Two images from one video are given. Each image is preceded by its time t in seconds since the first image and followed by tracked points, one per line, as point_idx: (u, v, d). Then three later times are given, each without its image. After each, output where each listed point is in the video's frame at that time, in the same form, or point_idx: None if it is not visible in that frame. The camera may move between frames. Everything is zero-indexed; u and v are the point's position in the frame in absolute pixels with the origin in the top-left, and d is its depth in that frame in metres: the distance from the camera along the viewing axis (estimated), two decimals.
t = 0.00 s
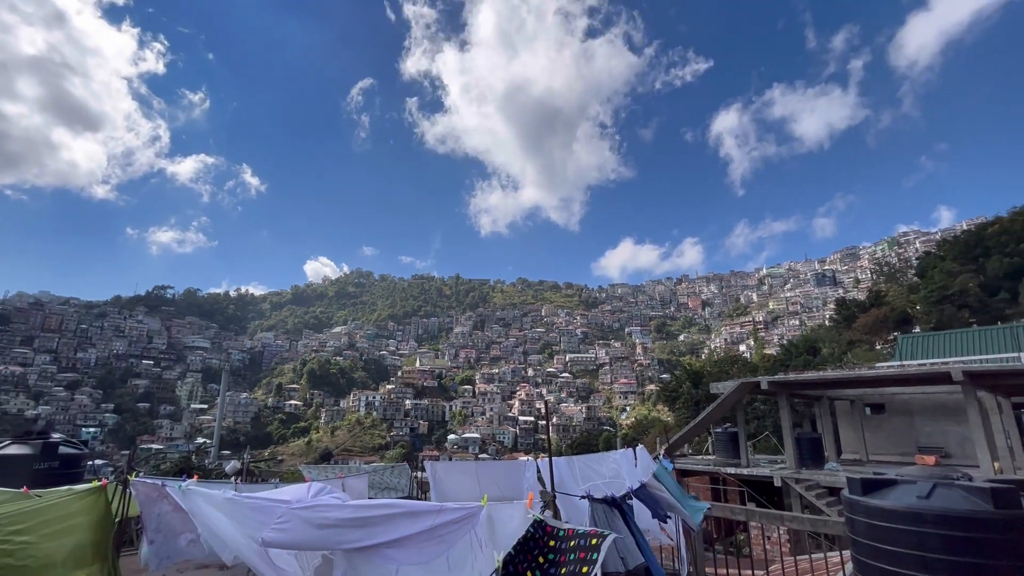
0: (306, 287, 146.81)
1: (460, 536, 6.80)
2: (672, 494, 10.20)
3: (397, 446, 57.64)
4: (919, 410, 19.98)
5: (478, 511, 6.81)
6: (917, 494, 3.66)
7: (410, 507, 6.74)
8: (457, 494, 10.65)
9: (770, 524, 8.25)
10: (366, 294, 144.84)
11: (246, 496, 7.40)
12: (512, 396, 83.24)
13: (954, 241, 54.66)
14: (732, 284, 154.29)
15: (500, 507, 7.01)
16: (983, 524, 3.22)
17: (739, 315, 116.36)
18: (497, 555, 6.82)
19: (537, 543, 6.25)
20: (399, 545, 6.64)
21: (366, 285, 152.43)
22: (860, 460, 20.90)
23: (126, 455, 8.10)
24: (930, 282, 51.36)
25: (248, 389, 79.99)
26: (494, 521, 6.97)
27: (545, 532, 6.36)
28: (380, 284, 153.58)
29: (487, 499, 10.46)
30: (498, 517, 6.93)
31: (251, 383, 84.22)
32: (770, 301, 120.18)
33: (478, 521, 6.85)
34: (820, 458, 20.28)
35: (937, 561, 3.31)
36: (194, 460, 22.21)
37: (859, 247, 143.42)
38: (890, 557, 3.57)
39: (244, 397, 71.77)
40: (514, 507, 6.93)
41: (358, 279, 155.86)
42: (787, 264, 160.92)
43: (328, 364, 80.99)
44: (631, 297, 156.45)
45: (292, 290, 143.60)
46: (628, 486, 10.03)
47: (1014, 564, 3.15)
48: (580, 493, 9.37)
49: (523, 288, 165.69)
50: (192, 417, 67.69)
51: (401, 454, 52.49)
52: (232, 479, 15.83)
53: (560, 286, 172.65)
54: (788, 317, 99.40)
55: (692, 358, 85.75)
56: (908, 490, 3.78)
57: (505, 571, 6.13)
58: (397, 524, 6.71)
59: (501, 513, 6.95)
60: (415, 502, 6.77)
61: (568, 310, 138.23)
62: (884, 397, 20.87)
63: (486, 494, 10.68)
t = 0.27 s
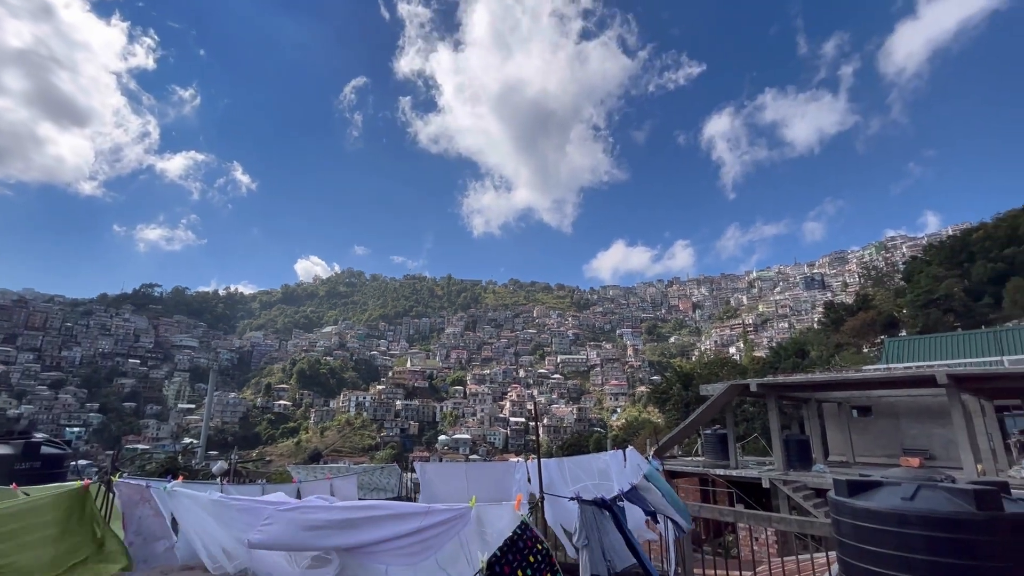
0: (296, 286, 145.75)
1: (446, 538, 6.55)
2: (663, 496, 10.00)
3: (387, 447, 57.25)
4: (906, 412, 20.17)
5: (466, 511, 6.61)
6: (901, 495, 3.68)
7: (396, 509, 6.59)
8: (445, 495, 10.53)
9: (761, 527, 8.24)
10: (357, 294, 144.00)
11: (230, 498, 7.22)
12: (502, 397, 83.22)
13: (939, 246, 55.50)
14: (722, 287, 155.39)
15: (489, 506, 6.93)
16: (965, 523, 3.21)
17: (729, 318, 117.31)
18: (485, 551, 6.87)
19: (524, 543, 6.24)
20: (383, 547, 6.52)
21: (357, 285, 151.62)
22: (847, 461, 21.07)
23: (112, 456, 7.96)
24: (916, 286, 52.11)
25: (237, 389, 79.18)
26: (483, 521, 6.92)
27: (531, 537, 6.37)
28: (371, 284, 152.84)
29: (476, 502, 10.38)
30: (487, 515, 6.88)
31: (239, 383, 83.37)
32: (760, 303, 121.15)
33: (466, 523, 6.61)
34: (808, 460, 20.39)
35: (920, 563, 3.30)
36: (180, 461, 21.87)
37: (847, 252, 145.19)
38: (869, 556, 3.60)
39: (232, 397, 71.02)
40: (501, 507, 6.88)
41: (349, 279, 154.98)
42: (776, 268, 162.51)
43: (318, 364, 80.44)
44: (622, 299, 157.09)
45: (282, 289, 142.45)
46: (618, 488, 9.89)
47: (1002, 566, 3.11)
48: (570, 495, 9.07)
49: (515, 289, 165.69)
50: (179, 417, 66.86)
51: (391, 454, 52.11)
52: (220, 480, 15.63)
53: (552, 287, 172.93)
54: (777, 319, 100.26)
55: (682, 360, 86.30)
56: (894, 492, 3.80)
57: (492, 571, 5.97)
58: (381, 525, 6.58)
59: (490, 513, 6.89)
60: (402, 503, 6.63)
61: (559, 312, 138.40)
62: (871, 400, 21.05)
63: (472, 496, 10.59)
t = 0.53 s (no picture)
0: (282, 285, 144.10)
1: (429, 539, 6.87)
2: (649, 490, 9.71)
3: (373, 448, 56.82)
4: (886, 416, 20.45)
5: (449, 514, 6.97)
6: (880, 497, 3.60)
7: (382, 509, 6.75)
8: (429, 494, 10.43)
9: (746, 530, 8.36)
10: (344, 293, 142.82)
11: (211, 498, 7.06)
12: (489, 399, 83.04)
13: (920, 253, 56.55)
14: (709, 291, 156.82)
15: (473, 509, 7.49)
16: (941, 527, 3.15)
17: (715, 322, 118.40)
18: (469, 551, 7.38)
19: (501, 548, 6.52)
20: (365, 546, 6.55)
21: (344, 284, 150.37)
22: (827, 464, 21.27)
23: (89, 456, 7.78)
24: (898, 293, 53.02)
25: (220, 389, 78.00)
26: (466, 523, 7.47)
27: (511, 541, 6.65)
28: (359, 284, 151.70)
29: (458, 503, 10.33)
30: (471, 518, 7.42)
31: (222, 382, 82.17)
32: (746, 307, 122.39)
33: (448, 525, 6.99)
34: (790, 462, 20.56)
35: (898, 565, 3.22)
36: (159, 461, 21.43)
37: (831, 258, 147.39)
38: (846, 559, 3.51)
39: (215, 396, 69.95)
40: (485, 509, 7.47)
41: (336, 278, 153.64)
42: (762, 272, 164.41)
43: (303, 364, 79.59)
44: (610, 301, 157.78)
45: (268, 288, 140.72)
46: (600, 487, 10.50)
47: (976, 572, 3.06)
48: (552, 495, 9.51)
49: (504, 290, 165.58)
50: (160, 417, 65.70)
51: (377, 455, 51.64)
52: (200, 481, 15.33)
53: (541, 289, 173.11)
54: (762, 324, 101.33)
55: (669, 363, 86.88)
56: (873, 495, 3.71)
57: (475, 573, 6.22)
58: (365, 524, 6.65)
59: (473, 516, 7.44)
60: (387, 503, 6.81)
61: (548, 314, 138.58)
62: (852, 403, 21.30)
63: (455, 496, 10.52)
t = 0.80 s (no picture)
0: (263, 283, 141.63)
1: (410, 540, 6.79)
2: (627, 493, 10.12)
3: (353, 449, 56.05)
4: (860, 421, 20.80)
5: (429, 516, 6.86)
6: (853, 501, 3.65)
7: (360, 512, 6.59)
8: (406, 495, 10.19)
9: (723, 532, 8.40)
10: (326, 293, 141.06)
11: (186, 499, 6.79)
12: (471, 401, 82.71)
13: (895, 263, 58.00)
14: (690, 296, 158.69)
15: (453, 510, 7.76)
16: (912, 531, 3.19)
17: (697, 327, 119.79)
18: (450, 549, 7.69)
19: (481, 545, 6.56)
20: (345, 548, 6.49)
21: (326, 284, 148.46)
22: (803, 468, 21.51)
23: (56, 455, 7.43)
24: (873, 301, 54.26)
25: (196, 388, 76.23)
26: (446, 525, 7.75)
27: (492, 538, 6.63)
28: (341, 283, 149.92)
29: (437, 505, 10.09)
30: (451, 520, 7.69)
31: (199, 381, 80.36)
32: (726, 313, 124.06)
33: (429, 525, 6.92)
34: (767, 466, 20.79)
35: (871, 568, 3.25)
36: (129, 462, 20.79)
37: (809, 265, 150.40)
38: (818, 561, 3.55)
39: (191, 396, 68.32)
40: (466, 511, 7.77)
41: (318, 277, 151.57)
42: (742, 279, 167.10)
43: (283, 363, 78.31)
44: (594, 305, 158.57)
45: (247, 286, 138.17)
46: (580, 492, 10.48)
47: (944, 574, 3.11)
48: (532, 500, 9.68)
49: (488, 292, 165.29)
50: (133, 416, 63.94)
51: (357, 457, 50.96)
52: (171, 482, 14.91)
53: (525, 292, 173.27)
54: (742, 329, 102.79)
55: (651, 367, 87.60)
56: (845, 500, 3.77)
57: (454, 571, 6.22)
58: (343, 527, 6.54)
59: (454, 517, 7.75)
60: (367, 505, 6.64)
61: (531, 316, 138.70)
62: (827, 408, 21.61)
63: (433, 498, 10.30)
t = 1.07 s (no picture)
0: (237, 280, 138.73)
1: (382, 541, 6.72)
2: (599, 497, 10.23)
3: (327, 451, 55.12)
4: (829, 427, 21.29)
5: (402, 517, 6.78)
6: (818, 506, 3.82)
7: (332, 513, 6.48)
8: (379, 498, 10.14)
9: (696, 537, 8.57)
10: (303, 292, 138.80)
11: (150, 500, 6.63)
12: (449, 404, 82.28)
13: (864, 274, 59.73)
14: (668, 303, 160.84)
15: (427, 511, 7.74)
16: (869, 535, 3.33)
17: (674, 333, 121.39)
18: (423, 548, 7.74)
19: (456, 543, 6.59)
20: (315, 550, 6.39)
21: (303, 282, 146.17)
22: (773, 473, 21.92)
23: (11, 456, 7.15)
24: (843, 311, 55.78)
25: (164, 387, 74.12)
26: (420, 524, 7.71)
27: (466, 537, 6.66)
28: (318, 282, 147.78)
29: (410, 508, 10.00)
30: (425, 520, 7.67)
31: (167, 380, 78.17)
32: (703, 320, 126.01)
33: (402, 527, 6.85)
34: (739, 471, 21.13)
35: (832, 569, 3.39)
36: (90, 462, 20.08)
37: (783, 275, 153.93)
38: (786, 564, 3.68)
39: (158, 394, 66.38)
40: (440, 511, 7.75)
41: (294, 275, 149.11)
42: (719, 286, 170.18)
43: (256, 362, 76.73)
44: (573, 309, 159.54)
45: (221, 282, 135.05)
46: (555, 496, 10.46)
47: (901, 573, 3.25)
48: (506, 505, 9.71)
49: (468, 294, 164.79)
50: (96, 415, 61.82)
51: (331, 459, 50.13)
52: (135, 484, 14.43)
53: (504, 294, 173.33)
54: (718, 336, 104.52)
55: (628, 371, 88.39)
56: (812, 504, 3.92)
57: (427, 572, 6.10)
58: (314, 527, 6.45)
59: (428, 518, 7.73)
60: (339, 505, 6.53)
61: (511, 319, 138.75)
62: (798, 415, 22.08)
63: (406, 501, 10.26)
